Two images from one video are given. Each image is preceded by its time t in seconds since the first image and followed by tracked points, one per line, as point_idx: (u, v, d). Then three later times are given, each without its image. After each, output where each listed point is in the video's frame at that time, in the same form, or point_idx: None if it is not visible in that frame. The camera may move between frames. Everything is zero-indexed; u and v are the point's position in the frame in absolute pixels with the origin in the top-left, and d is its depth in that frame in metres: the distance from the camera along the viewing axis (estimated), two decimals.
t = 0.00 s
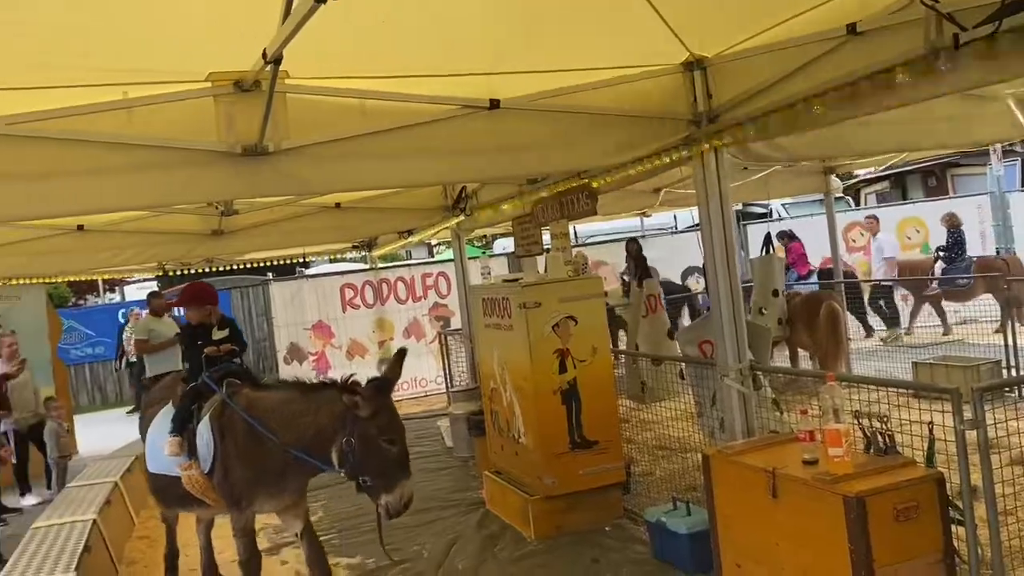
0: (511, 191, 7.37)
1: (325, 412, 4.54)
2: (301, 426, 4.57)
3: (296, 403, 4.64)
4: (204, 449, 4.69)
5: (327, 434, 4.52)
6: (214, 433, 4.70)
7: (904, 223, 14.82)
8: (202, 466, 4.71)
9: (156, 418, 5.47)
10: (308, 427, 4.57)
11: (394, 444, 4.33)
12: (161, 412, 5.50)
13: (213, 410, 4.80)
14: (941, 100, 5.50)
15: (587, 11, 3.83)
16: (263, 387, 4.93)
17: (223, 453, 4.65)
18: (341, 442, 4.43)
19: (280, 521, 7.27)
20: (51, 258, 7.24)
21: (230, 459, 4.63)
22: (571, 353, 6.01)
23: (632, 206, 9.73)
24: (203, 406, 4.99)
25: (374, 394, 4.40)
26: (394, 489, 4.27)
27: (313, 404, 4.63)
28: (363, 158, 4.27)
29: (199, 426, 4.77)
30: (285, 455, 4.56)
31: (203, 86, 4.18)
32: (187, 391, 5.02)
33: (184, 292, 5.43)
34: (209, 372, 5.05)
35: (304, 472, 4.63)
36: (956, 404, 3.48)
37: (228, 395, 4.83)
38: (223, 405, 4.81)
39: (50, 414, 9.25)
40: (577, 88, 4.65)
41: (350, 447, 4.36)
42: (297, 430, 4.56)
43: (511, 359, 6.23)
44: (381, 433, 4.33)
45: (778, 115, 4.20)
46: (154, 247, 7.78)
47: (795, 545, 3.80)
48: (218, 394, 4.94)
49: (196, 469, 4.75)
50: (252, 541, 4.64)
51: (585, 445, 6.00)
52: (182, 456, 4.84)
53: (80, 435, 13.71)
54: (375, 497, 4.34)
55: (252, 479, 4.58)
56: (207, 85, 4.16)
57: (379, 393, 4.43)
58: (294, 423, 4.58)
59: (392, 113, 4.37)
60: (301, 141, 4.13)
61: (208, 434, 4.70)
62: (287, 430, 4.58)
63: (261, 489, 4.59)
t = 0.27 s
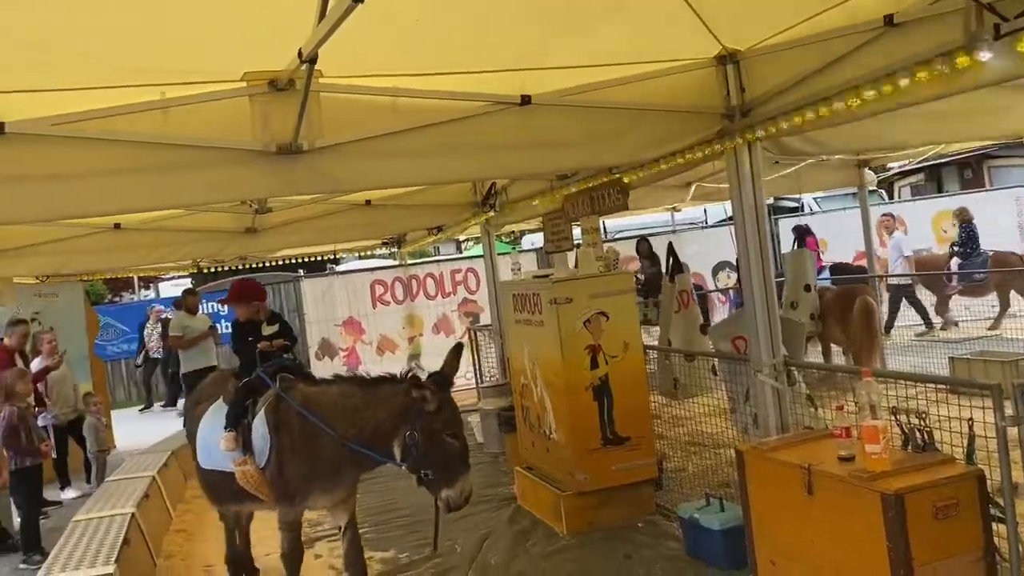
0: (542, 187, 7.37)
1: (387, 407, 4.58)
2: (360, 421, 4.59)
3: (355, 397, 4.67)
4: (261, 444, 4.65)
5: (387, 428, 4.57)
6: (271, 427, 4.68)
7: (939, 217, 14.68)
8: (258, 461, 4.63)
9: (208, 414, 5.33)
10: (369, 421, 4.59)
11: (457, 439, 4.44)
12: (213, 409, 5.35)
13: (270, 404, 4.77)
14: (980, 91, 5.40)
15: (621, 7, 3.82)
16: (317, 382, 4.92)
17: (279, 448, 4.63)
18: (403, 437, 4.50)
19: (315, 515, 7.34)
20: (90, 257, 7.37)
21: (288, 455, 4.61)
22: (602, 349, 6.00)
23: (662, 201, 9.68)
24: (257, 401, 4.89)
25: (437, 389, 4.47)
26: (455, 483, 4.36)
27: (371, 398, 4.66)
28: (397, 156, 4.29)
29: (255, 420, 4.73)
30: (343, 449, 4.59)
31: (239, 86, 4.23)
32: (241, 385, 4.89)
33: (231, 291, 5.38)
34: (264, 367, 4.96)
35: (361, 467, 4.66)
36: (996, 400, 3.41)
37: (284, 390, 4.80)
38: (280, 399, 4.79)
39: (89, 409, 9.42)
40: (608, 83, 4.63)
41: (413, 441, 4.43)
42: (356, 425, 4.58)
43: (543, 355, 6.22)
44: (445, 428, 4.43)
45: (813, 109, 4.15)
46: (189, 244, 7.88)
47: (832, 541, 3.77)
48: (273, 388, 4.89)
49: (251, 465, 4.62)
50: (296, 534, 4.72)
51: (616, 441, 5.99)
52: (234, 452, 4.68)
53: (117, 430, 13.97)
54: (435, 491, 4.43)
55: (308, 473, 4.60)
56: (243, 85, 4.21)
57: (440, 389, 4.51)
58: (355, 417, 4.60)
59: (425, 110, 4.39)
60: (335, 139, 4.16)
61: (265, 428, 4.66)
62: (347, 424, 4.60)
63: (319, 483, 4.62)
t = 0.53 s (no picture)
0: (559, 181, 7.34)
1: (436, 399, 4.57)
2: (410, 414, 4.57)
3: (404, 390, 4.65)
4: (305, 436, 4.61)
5: (438, 421, 4.54)
6: (316, 420, 4.65)
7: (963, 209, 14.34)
8: (300, 454, 4.58)
9: (244, 406, 5.23)
10: (419, 414, 4.57)
11: (509, 430, 4.43)
12: (247, 401, 5.26)
13: (314, 397, 4.75)
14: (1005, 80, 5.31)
15: None
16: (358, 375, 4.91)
17: (325, 441, 4.61)
18: (456, 429, 4.48)
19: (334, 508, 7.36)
20: (110, 252, 7.41)
21: (336, 449, 4.59)
22: (621, 344, 5.97)
23: (680, 194, 9.61)
24: (298, 393, 4.90)
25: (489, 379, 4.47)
26: (509, 474, 4.36)
27: (420, 391, 4.65)
28: (413, 149, 4.28)
29: (298, 413, 4.71)
30: (392, 442, 4.57)
31: (255, 80, 4.23)
32: (283, 376, 4.90)
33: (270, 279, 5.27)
34: (305, 360, 4.97)
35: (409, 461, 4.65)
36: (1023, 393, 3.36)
37: (327, 383, 4.78)
38: (324, 392, 4.76)
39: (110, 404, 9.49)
40: (626, 76, 4.59)
41: (465, 434, 4.42)
42: (406, 417, 4.57)
43: (561, 350, 6.19)
44: (497, 419, 4.43)
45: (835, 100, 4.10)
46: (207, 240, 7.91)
47: (854, 538, 3.72)
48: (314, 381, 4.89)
49: (294, 458, 4.55)
50: (336, 531, 4.70)
51: (634, 436, 5.96)
52: (276, 444, 4.66)
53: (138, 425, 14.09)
54: (487, 481, 4.43)
55: (355, 467, 4.58)
56: (259, 79, 4.20)
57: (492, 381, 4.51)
58: (405, 409, 4.58)
59: (441, 102, 4.36)
60: (352, 133, 4.14)
61: (308, 421, 4.64)
62: (397, 417, 4.58)
63: (368, 477, 4.60)
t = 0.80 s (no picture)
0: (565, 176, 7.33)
1: (470, 393, 4.38)
2: (445, 407, 4.40)
3: (437, 384, 4.49)
4: (335, 434, 4.53)
5: (475, 415, 4.34)
6: (347, 418, 4.57)
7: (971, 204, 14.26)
8: (330, 452, 4.51)
9: (262, 408, 5.18)
10: (454, 408, 4.39)
11: (548, 422, 4.19)
12: (267, 402, 5.20)
13: (343, 391, 4.69)
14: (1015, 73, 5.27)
15: None
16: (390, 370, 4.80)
17: (358, 438, 4.53)
18: (493, 422, 4.26)
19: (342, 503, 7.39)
20: (118, 248, 7.44)
21: (371, 444, 4.51)
22: (626, 339, 5.97)
23: (687, 189, 9.58)
24: (325, 391, 4.82)
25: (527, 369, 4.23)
26: (549, 468, 4.12)
27: (455, 384, 4.46)
28: (419, 144, 4.28)
29: (326, 410, 4.63)
30: (429, 436, 4.42)
31: (261, 75, 4.23)
32: (308, 374, 4.82)
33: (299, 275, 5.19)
34: (331, 355, 4.91)
35: (449, 455, 4.48)
36: None
37: (357, 379, 4.71)
38: (354, 388, 4.70)
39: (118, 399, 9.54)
40: (631, 71, 4.59)
41: (501, 429, 4.21)
42: (441, 411, 4.40)
43: (567, 345, 6.20)
44: (535, 413, 4.18)
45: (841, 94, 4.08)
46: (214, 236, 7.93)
47: (860, 534, 3.71)
48: (341, 377, 4.84)
49: (324, 457, 4.48)
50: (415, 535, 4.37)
51: (640, 431, 5.96)
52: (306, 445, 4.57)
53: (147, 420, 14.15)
54: (528, 476, 4.21)
55: (399, 463, 4.46)
56: (265, 75, 4.21)
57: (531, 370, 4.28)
58: (438, 404, 4.41)
59: (447, 98, 4.36)
60: (357, 128, 4.15)
61: (336, 418, 4.56)
62: (431, 412, 4.42)
63: (409, 472, 4.48)
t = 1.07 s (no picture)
0: (563, 171, 7.32)
1: (484, 388, 4.41)
2: (459, 405, 4.41)
3: (450, 379, 4.51)
4: (351, 428, 4.45)
5: (489, 411, 4.37)
6: (365, 413, 4.51)
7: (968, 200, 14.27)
8: (346, 446, 4.42)
9: (273, 399, 5.05)
10: (468, 404, 4.40)
11: (562, 415, 4.23)
12: (278, 393, 5.08)
13: (360, 386, 4.66)
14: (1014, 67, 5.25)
15: None
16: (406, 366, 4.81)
17: (376, 434, 4.48)
18: (508, 417, 4.29)
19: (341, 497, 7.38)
20: (115, 242, 7.43)
21: (389, 441, 4.45)
22: (624, 334, 5.96)
23: (685, 184, 9.58)
24: (342, 382, 4.72)
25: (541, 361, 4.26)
26: (565, 462, 4.17)
27: (469, 380, 4.49)
28: (417, 137, 4.27)
29: (343, 403, 4.55)
30: (443, 436, 4.40)
31: (258, 68, 4.22)
32: (325, 366, 4.70)
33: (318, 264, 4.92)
34: (349, 348, 4.85)
35: (463, 454, 4.48)
36: None
37: (374, 373, 4.70)
38: (370, 382, 4.67)
39: (116, 394, 9.52)
40: (629, 65, 4.58)
41: (516, 422, 4.23)
42: (455, 410, 4.40)
43: (566, 341, 6.19)
44: (549, 405, 4.23)
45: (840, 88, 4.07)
46: (212, 230, 7.91)
47: (855, 528, 3.72)
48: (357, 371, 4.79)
49: (339, 451, 4.38)
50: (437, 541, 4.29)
51: (637, 425, 5.95)
52: (320, 438, 4.48)
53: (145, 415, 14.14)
54: (544, 472, 4.22)
55: (417, 462, 4.41)
56: (262, 67, 4.20)
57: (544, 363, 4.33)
58: (452, 401, 4.42)
59: (445, 91, 4.35)
60: (354, 121, 4.14)
61: (353, 411, 4.49)
62: (446, 410, 4.41)
63: (427, 471, 4.42)
